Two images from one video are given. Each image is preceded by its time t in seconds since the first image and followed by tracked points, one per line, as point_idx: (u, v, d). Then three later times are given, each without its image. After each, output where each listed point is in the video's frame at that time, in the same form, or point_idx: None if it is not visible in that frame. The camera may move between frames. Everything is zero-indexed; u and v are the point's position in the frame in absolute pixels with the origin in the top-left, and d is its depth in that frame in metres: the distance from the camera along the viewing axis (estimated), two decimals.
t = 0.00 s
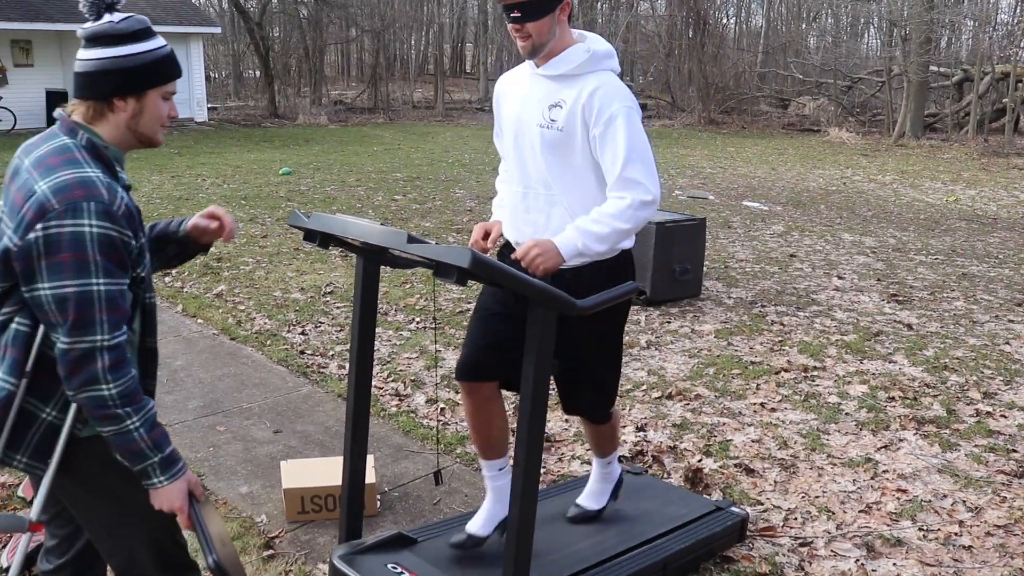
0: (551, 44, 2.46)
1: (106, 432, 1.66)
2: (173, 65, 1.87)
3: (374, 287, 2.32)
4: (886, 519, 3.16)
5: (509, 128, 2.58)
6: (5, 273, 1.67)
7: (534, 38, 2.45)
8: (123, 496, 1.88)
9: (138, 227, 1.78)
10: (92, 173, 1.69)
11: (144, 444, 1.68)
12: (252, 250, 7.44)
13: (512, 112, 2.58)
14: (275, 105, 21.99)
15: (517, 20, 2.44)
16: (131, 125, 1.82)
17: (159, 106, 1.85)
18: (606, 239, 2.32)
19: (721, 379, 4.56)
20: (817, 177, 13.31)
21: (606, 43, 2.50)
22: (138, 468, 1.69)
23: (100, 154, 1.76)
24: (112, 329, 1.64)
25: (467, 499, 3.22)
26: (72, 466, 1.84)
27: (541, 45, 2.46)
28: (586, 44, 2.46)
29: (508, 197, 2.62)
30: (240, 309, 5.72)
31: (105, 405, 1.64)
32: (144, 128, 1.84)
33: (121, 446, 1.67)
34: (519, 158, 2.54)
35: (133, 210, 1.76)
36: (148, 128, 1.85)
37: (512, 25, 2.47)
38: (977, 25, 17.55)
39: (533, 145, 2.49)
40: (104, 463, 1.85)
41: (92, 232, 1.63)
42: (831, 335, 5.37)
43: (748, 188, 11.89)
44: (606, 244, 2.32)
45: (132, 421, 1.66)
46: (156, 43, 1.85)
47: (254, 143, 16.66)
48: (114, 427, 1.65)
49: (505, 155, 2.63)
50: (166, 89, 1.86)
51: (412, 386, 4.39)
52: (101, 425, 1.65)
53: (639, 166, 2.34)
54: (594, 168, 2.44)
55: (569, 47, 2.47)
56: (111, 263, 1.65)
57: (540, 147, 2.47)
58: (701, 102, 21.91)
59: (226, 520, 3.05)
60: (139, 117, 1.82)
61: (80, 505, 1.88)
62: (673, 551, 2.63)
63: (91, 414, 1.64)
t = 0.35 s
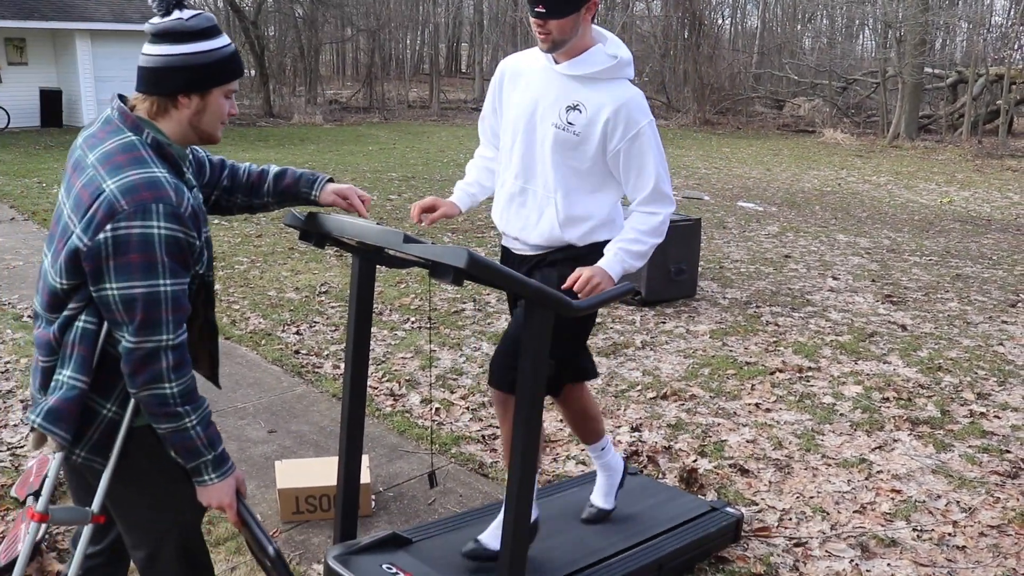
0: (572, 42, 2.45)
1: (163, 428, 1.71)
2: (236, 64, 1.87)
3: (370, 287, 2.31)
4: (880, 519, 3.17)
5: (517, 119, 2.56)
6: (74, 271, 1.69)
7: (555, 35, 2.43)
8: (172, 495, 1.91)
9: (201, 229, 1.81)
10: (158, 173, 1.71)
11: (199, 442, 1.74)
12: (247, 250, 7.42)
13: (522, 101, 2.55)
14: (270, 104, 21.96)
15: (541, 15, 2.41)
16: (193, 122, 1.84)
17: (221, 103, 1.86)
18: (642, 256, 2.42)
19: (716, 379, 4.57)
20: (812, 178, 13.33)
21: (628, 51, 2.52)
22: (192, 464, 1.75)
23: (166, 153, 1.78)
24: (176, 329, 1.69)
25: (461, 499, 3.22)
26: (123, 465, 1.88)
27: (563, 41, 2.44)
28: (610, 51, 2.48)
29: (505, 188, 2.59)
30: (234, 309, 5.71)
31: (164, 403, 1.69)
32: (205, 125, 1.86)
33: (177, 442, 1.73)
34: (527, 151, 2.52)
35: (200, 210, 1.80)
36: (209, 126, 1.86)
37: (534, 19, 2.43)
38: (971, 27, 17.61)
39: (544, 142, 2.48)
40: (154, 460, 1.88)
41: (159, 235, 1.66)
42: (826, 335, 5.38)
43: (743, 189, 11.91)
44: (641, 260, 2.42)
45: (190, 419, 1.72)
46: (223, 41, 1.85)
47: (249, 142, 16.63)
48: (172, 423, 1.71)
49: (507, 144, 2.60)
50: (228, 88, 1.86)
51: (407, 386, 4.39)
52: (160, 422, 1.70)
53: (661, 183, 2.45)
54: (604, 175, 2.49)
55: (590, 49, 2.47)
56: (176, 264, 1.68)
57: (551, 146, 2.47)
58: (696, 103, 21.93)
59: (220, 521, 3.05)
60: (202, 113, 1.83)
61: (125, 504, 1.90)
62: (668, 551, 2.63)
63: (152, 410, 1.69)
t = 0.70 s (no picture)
0: (553, 34, 2.46)
1: (181, 434, 1.73)
2: (259, 78, 1.85)
3: (370, 284, 2.31)
4: (880, 519, 3.17)
5: (518, 119, 2.60)
6: (90, 282, 1.69)
7: (536, 28, 2.45)
8: (186, 497, 1.91)
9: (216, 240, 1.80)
10: (172, 188, 1.70)
11: (217, 447, 1.76)
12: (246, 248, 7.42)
13: (519, 103, 2.60)
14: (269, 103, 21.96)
15: (520, 10, 2.44)
16: (208, 132, 1.82)
17: (237, 117, 1.83)
18: (602, 208, 2.33)
19: (715, 378, 4.57)
20: (812, 177, 13.34)
21: (607, 27, 2.48)
22: (209, 469, 1.77)
23: (180, 165, 1.77)
24: (192, 340, 1.70)
25: (460, 498, 3.22)
26: (135, 466, 1.87)
27: (544, 34, 2.46)
28: (586, 29, 2.45)
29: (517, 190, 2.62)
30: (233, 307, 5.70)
31: (182, 411, 1.71)
32: (219, 136, 1.83)
33: (195, 448, 1.74)
34: (529, 149, 2.55)
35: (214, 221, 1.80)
36: (223, 136, 1.83)
37: (514, 17, 2.47)
38: (970, 26, 17.64)
39: (542, 134, 2.51)
40: (165, 462, 1.88)
41: (175, 251, 1.66)
42: (825, 335, 5.38)
43: (742, 188, 11.92)
44: (600, 213, 2.34)
45: (208, 425, 1.74)
46: (247, 54, 1.82)
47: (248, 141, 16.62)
48: (191, 430, 1.73)
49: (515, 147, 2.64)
50: (248, 101, 1.82)
51: (406, 384, 4.39)
52: (178, 429, 1.72)
53: (638, 138, 2.33)
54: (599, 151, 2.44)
55: (572, 34, 2.46)
56: (192, 277, 1.68)
57: (550, 137, 2.48)
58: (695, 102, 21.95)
59: (219, 520, 3.04)
60: (216, 125, 1.81)
61: (138, 504, 1.90)
62: (668, 550, 2.62)
63: (170, 418, 1.71)
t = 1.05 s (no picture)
0: (564, 32, 2.54)
1: (196, 438, 1.73)
2: (272, 108, 1.85)
3: (369, 284, 2.31)
4: (880, 516, 3.17)
5: (529, 119, 2.61)
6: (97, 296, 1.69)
7: (548, 26, 2.53)
8: (191, 495, 1.92)
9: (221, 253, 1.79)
10: (176, 203, 1.69)
11: (232, 446, 1.77)
12: (245, 249, 7.41)
13: (529, 103, 2.61)
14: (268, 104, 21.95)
15: (533, 7, 2.51)
16: (207, 152, 1.80)
17: (239, 144, 1.82)
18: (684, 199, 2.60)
19: (715, 377, 4.57)
20: (811, 175, 13.33)
21: (613, 29, 2.61)
22: (225, 468, 1.77)
23: (181, 179, 1.76)
24: (201, 349, 1.70)
25: (461, 497, 3.22)
26: (139, 470, 1.88)
27: (556, 32, 2.54)
28: (597, 30, 2.56)
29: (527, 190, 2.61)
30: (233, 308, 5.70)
31: (196, 417, 1.71)
32: (217, 158, 1.82)
33: (210, 449, 1.75)
34: (544, 148, 2.56)
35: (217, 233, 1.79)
36: (221, 159, 1.82)
37: (526, 14, 2.53)
38: (969, 23, 17.63)
39: (562, 133, 2.53)
40: (169, 464, 1.88)
41: (181, 267, 1.65)
42: (825, 332, 5.38)
43: (741, 186, 11.91)
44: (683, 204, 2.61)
45: (222, 426, 1.75)
46: (263, 82, 1.82)
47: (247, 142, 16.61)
48: (205, 432, 1.73)
49: (522, 147, 2.64)
50: (255, 130, 1.81)
51: (406, 384, 4.39)
52: (193, 433, 1.73)
53: (685, 127, 2.56)
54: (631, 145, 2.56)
55: (580, 37, 2.56)
56: (198, 291, 1.68)
57: (570, 134, 2.52)
58: (695, 100, 21.93)
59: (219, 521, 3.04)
60: (216, 146, 1.80)
61: (141, 506, 1.91)
62: (667, 549, 2.62)
63: (184, 424, 1.72)
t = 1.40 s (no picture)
0: (571, 40, 2.49)
1: (217, 441, 1.76)
2: (294, 134, 1.86)
3: (369, 282, 2.31)
4: (879, 514, 3.17)
5: (536, 125, 2.62)
6: (122, 309, 1.69)
7: (556, 33, 2.48)
8: (200, 489, 1.92)
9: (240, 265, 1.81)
10: (201, 222, 1.70)
11: (250, 451, 1.80)
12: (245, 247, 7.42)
13: (537, 110, 2.62)
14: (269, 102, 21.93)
15: (541, 13, 2.45)
16: (225, 173, 1.80)
17: (257, 168, 1.82)
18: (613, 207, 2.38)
19: (715, 375, 4.57)
20: (812, 174, 13.32)
21: (624, 37, 2.53)
22: (242, 474, 1.81)
23: (204, 198, 1.76)
24: (225, 358, 1.73)
25: (460, 494, 3.22)
26: (151, 470, 1.88)
27: (563, 39, 2.48)
28: (605, 39, 2.50)
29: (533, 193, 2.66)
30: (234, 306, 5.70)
31: (220, 420, 1.74)
32: (236, 180, 1.82)
33: (228, 452, 1.78)
34: (548, 154, 2.59)
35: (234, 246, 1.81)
36: (239, 182, 1.82)
37: (534, 19, 2.48)
38: (971, 22, 17.60)
39: (561, 139, 2.54)
40: (180, 463, 1.89)
41: (207, 286, 1.67)
42: (825, 331, 5.38)
43: (742, 184, 11.90)
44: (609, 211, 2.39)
45: (242, 430, 1.78)
46: (289, 111, 1.82)
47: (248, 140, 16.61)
48: (228, 436, 1.76)
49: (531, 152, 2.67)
50: (273, 156, 1.82)
51: (406, 382, 4.39)
52: (216, 435, 1.75)
53: (651, 148, 2.39)
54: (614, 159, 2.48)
55: (589, 45, 2.50)
56: (221, 306, 1.71)
57: (568, 142, 2.52)
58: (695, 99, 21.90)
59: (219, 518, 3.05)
60: (236, 168, 1.80)
61: (151, 505, 1.90)
62: (668, 546, 2.63)
63: (207, 433, 1.74)
